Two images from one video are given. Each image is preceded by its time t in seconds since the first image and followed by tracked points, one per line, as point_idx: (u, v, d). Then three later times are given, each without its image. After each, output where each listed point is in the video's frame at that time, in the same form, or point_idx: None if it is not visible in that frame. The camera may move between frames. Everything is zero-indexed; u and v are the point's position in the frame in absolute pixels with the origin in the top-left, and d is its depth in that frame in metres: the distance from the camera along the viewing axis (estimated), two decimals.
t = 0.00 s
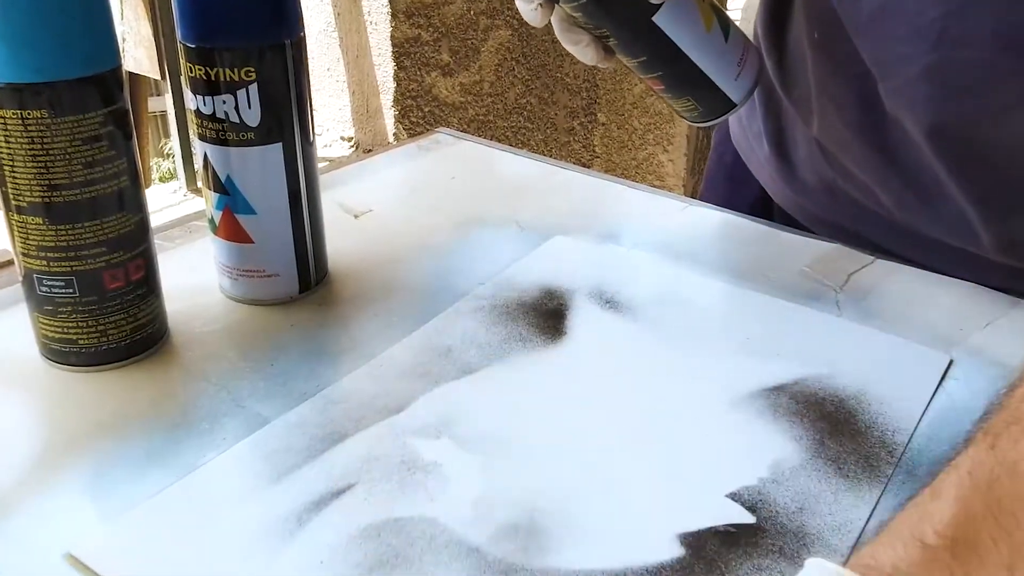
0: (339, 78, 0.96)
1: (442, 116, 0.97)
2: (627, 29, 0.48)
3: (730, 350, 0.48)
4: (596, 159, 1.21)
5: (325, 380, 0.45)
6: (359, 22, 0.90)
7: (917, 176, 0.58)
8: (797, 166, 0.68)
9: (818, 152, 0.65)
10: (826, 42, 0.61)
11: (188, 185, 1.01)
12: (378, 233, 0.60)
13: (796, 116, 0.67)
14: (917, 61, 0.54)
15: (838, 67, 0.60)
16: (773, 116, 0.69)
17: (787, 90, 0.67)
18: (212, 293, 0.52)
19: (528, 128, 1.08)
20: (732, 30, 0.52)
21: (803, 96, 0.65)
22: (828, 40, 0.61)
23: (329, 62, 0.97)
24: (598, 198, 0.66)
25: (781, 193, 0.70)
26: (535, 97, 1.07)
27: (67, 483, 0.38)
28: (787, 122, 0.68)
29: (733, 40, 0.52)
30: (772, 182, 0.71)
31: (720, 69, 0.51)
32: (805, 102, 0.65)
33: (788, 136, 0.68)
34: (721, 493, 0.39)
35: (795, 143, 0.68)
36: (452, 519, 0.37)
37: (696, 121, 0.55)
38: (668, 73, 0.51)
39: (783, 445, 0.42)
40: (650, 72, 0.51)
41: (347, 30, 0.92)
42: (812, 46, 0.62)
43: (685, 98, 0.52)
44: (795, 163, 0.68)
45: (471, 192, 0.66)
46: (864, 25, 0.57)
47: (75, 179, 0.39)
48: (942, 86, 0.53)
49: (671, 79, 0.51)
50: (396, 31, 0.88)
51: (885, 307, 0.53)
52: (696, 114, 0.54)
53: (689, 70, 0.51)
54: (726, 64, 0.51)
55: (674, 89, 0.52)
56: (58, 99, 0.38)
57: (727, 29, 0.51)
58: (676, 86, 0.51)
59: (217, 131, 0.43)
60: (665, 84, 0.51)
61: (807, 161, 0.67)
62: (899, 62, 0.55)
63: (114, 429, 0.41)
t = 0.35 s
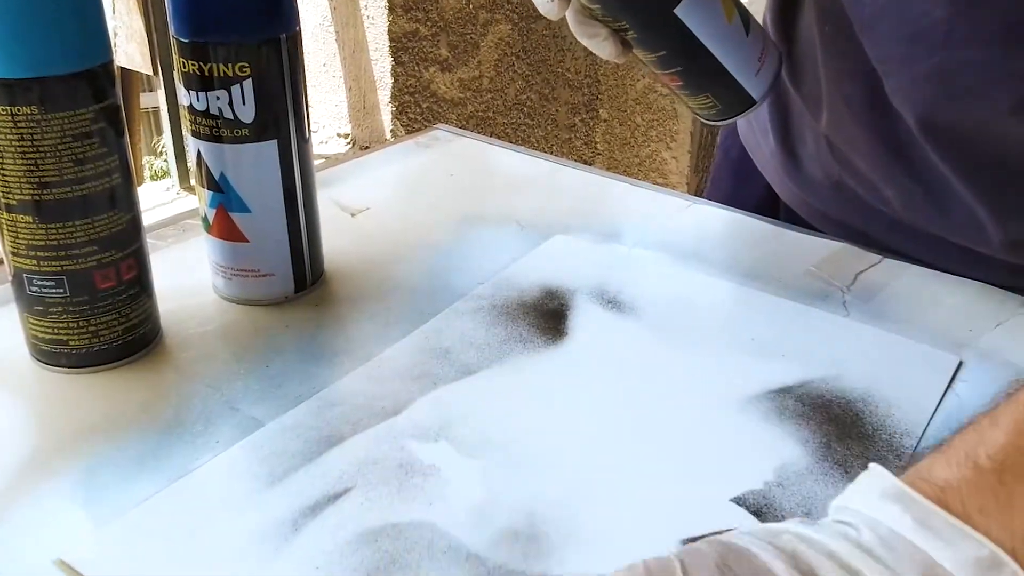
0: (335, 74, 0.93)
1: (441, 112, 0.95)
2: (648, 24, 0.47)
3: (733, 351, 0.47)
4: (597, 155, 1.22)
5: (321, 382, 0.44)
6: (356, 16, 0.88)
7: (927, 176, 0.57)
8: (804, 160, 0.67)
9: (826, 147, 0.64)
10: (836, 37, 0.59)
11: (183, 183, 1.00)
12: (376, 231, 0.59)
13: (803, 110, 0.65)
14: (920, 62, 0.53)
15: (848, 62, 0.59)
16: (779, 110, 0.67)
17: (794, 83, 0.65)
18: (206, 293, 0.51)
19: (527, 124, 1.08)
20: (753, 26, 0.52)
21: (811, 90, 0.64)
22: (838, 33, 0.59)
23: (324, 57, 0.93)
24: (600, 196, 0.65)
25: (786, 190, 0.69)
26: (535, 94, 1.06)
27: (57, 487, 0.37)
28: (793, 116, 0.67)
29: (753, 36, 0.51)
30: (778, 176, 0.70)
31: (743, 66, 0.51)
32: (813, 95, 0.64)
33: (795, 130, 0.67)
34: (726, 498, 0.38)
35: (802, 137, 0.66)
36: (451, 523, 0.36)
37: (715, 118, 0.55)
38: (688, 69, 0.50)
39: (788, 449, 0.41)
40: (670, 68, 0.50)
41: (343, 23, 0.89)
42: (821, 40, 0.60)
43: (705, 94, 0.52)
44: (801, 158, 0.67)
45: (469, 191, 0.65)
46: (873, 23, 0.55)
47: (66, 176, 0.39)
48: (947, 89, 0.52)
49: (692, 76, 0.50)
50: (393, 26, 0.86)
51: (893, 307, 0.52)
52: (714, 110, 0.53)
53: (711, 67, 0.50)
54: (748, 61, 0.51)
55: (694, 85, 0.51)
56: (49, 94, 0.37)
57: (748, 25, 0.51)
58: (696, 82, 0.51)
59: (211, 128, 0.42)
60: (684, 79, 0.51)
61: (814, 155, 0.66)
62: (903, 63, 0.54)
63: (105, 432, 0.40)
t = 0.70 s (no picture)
0: (331, 69, 0.94)
1: (440, 108, 0.94)
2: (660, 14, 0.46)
3: (736, 352, 0.46)
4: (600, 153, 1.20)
5: (317, 384, 0.43)
6: (353, 11, 0.88)
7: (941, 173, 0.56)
8: (814, 157, 0.66)
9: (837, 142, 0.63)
10: (854, 31, 0.58)
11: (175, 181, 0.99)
12: (373, 230, 0.58)
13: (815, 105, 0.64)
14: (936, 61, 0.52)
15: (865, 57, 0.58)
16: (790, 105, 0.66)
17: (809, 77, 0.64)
18: (200, 293, 0.50)
19: (528, 121, 1.06)
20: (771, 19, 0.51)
21: (826, 85, 0.63)
22: (856, 28, 0.58)
23: (321, 52, 0.95)
24: (600, 194, 0.64)
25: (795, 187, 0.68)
26: (535, 90, 1.05)
27: (46, 492, 0.36)
28: (804, 111, 0.66)
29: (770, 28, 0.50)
30: (788, 173, 0.69)
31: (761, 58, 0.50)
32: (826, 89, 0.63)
33: (806, 126, 0.66)
34: (731, 502, 0.37)
35: (814, 133, 0.65)
36: (449, 528, 0.35)
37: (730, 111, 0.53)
38: (703, 61, 0.49)
39: (793, 452, 0.40)
40: (684, 60, 0.49)
41: (341, 17, 0.90)
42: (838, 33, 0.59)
43: (719, 87, 0.51)
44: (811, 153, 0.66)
45: (467, 189, 0.65)
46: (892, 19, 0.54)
47: (56, 174, 0.38)
48: (961, 89, 0.52)
49: (706, 68, 0.49)
50: (391, 20, 0.86)
51: (899, 308, 0.51)
52: (729, 104, 0.52)
53: (726, 59, 0.49)
54: (765, 52, 0.50)
55: (708, 78, 0.50)
56: (39, 90, 0.36)
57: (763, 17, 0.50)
58: (711, 74, 0.50)
59: (205, 125, 0.42)
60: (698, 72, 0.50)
61: (825, 151, 0.65)
62: (916, 61, 0.54)
63: (96, 434, 0.39)
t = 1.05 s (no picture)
0: (326, 64, 0.92)
1: (438, 104, 0.93)
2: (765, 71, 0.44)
3: (739, 352, 0.46)
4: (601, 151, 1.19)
5: (313, 386, 0.42)
6: (349, 4, 0.87)
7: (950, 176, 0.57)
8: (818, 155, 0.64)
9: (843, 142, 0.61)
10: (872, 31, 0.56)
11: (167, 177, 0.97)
12: (371, 229, 0.58)
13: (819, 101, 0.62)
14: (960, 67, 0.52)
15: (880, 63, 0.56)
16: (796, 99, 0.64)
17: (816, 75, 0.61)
18: (195, 293, 0.49)
19: (527, 117, 1.05)
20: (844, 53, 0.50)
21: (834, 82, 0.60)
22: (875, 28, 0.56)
23: (315, 46, 0.93)
24: (601, 192, 0.63)
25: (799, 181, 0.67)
26: (535, 85, 1.04)
27: (36, 495, 0.36)
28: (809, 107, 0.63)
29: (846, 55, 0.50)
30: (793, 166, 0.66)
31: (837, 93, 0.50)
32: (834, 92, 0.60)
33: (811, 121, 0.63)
34: (736, 506, 0.36)
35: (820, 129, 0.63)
36: (450, 533, 0.34)
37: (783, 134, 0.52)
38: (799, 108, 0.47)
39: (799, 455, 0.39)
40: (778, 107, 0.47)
41: (336, 10, 0.88)
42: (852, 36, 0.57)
43: (809, 127, 0.49)
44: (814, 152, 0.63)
45: (467, 188, 0.64)
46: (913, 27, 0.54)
47: (47, 171, 0.37)
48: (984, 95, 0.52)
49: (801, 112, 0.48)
50: (389, 14, 0.85)
51: (906, 309, 0.50)
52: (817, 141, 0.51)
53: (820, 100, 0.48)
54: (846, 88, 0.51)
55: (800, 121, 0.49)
56: (29, 86, 0.35)
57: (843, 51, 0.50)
58: (805, 119, 0.48)
59: (199, 122, 0.41)
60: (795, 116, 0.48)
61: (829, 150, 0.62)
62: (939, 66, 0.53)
63: (87, 437, 0.39)
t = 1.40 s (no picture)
0: (323, 59, 0.92)
1: (436, 101, 0.92)
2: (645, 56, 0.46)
3: (742, 353, 0.45)
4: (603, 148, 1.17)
5: (308, 388, 0.42)
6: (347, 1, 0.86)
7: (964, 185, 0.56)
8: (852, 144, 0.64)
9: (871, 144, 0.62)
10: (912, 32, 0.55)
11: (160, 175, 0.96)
12: (368, 228, 0.57)
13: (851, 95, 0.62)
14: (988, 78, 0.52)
15: (920, 75, 0.56)
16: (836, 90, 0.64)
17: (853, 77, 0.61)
18: (189, 293, 0.48)
19: (527, 114, 1.04)
20: (766, 43, 0.48)
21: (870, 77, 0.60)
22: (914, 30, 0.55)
23: (312, 42, 0.92)
24: (601, 190, 0.62)
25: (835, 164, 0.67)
26: (535, 82, 1.03)
27: (24, 500, 0.35)
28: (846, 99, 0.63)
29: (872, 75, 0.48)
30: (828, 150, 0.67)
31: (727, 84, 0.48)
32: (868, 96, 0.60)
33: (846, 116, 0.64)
34: (740, 510, 0.35)
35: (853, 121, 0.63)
36: (447, 538, 0.33)
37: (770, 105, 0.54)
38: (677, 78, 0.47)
39: (805, 458, 0.38)
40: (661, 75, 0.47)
41: (334, 6, 0.88)
42: (898, 44, 0.57)
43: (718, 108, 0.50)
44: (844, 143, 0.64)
45: (465, 186, 0.63)
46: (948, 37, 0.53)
47: (38, 169, 0.36)
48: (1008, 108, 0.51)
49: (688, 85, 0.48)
50: (387, 10, 0.84)
51: (913, 309, 0.50)
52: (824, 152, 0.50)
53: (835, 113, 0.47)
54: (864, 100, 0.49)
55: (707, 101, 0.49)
56: (19, 82, 0.35)
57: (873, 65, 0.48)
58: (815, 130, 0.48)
59: (192, 118, 0.40)
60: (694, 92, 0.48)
61: (857, 146, 0.63)
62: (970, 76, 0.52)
63: (77, 441, 0.38)
